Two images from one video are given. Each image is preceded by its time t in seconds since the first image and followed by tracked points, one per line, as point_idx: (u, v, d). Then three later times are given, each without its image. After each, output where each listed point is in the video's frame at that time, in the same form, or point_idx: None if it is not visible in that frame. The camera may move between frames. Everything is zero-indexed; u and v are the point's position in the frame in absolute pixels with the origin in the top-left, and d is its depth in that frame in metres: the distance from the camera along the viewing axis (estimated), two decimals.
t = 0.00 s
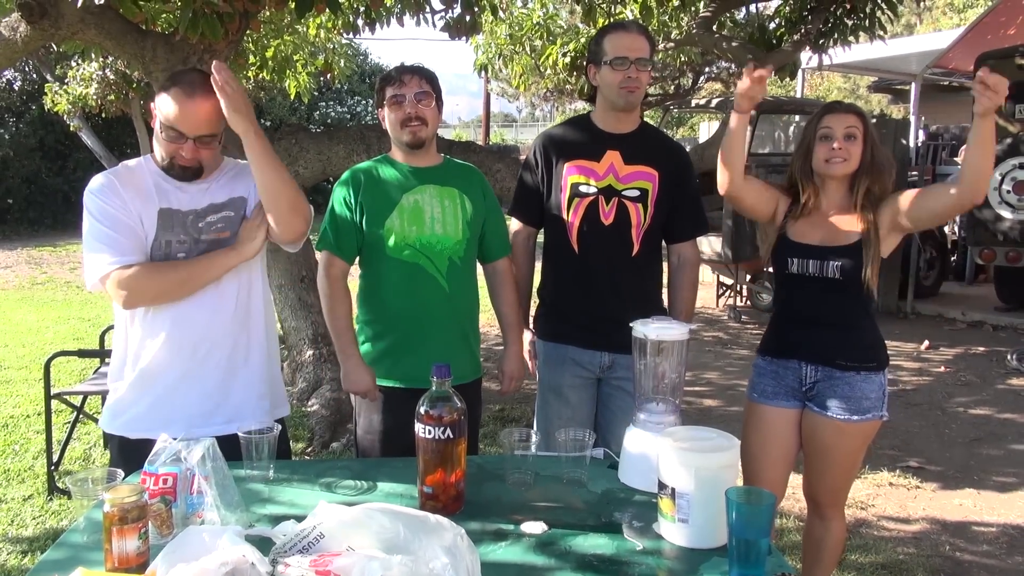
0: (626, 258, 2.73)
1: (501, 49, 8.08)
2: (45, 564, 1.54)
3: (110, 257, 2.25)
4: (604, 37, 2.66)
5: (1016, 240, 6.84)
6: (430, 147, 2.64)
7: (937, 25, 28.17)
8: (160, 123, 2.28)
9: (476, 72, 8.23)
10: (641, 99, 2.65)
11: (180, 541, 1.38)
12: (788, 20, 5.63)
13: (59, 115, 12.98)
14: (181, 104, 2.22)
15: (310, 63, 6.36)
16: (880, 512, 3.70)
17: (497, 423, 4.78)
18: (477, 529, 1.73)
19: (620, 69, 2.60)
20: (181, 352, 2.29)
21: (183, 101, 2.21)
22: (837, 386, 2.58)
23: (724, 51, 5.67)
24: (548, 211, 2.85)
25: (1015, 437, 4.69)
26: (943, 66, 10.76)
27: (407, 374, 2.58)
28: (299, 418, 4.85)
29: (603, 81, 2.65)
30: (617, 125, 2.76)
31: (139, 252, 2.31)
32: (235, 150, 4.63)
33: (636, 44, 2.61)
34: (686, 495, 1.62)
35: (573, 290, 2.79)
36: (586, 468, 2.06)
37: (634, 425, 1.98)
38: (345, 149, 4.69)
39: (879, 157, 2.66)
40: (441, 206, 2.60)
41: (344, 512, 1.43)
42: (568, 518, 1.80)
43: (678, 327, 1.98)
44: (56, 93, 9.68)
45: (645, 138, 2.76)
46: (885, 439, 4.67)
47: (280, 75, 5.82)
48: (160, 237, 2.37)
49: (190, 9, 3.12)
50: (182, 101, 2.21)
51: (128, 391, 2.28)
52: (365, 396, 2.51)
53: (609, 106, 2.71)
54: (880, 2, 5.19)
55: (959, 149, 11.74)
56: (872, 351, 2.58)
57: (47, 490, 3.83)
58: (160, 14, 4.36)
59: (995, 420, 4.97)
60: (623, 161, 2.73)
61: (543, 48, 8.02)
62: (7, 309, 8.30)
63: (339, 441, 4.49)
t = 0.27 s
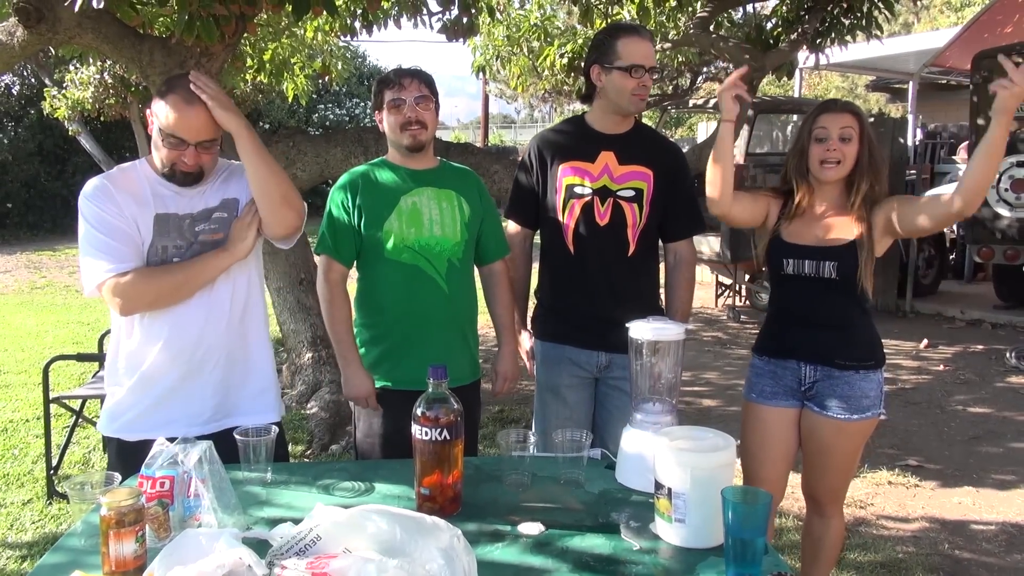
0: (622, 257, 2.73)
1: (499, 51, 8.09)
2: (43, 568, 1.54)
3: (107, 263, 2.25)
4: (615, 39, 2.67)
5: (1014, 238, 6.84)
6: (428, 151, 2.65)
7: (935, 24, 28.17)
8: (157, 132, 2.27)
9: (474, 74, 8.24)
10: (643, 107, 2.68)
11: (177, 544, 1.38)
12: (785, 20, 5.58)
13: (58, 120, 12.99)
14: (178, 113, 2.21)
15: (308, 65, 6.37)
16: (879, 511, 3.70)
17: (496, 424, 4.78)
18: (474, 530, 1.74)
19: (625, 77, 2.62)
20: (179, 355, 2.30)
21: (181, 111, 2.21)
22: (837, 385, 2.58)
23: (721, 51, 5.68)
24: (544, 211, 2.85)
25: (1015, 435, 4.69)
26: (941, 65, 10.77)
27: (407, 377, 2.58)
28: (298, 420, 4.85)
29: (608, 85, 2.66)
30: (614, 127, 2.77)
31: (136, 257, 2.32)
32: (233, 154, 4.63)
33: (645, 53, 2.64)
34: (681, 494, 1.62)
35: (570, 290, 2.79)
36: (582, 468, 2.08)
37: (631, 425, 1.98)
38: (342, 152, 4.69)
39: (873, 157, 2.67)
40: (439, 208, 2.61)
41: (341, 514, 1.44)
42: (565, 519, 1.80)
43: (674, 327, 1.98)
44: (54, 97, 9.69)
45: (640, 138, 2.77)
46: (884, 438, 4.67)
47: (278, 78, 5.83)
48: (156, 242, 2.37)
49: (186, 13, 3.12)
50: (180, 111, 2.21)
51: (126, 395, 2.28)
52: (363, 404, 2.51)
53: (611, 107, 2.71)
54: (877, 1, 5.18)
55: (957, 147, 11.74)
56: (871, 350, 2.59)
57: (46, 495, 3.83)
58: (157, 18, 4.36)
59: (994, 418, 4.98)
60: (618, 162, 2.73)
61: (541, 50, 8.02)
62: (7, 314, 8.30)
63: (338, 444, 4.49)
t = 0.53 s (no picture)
0: (621, 259, 2.73)
1: (496, 53, 8.10)
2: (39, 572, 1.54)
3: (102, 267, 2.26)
4: (611, 41, 2.66)
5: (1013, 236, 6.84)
6: (424, 155, 2.65)
7: (933, 22, 28.18)
8: (153, 125, 2.29)
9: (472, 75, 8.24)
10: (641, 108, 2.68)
11: (175, 547, 1.38)
12: (781, 19, 5.61)
13: (56, 124, 13.00)
14: (171, 99, 2.26)
15: (305, 68, 6.38)
16: (879, 510, 3.70)
17: (495, 426, 4.78)
18: (471, 532, 1.74)
19: (621, 79, 2.62)
20: (175, 361, 2.30)
21: (174, 96, 2.26)
22: (837, 388, 2.60)
23: (719, 51, 5.68)
24: (542, 212, 2.85)
25: (1014, 433, 4.69)
26: (938, 64, 10.78)
27: (404, 381, 2.58)
28: (297, 423, 4.85)
29: (604, 88, 2.66)
30: (610, 128, 2.77)
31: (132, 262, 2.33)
32: (231, 157, 4.63)
33: (640, 53, 2.63)
34: (679, 494, 1.62)
35: (568, 292, 2.79)
36: (580, 469, 2.07)
37: (630, 424, 1.98)
38: (340, 154, 4.69)
39: (869, 158, 2.64)
40: (435, 212, 2.61)
41: (337, 516, 1.44)
42: (562, 520, 1.80)
43: (671, 327, 1.98)
44: (52, 101, 9.70)
45: (637, 139, 2.77)
46: (883, 437, 4.67)
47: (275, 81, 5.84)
48: (152, 248, 2.38)
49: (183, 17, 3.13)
50: (172, 96, 2.25)
51: (123, 402, 2.28)
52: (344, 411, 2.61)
53: (607, 109, 2.71)
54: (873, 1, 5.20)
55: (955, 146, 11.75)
56: (870, 351, 2.61)
57: (45, 499, 3.83)
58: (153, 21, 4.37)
59: (993, 417, 4.98)
60: (616, 163, 2.73)
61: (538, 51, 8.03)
62: (7, 318, 8.31)
63: (337, 446, 4.50)
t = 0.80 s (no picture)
0: (623, 260, 2.73)
1: (495, 54, 8.10)
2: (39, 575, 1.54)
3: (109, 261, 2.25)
4: (604, 41, 2.66)
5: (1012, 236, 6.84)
6: (424, 157, 2.64)
7: (932, 22, 28.20)
8: (156, 122, 2.31)
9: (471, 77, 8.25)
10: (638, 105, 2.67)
11: (175, 549, 1.38)
12: (781, 19, 5.60)
13: (55, 126, 13.00)
14: (171, 93, 2.31)
15: (305, 70, 6.38)
16: (880, 510, 3.70)
17: (496, 427, 4.78)
18: (472, 533, 1.73)
19: (618, 77, 2.61)
20: (176, 364, 2.29)
21: (174, 89, 2.31)
22: (844, 390, 2.57)
23: (718, 52, 5.68)
24: (543, 213, 2.85)
25: (1015, 432, 4.68)
26: (938, 63, 10.78)
27: (405, 384, 2.58)
28: (298, 425, 4.84)
29: (599, 86, 2.66)
30: (611, 129, 2.76)
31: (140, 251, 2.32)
32: (230, 159, 4.63)
33: (636, 51, 2.63)
34: (679, 495, 1.62)
35: (569, 294, 2.79)
36: (581, 470, 2.07)
37: (629, 426, 1.97)
38: (339, 156, 4.69)
39: (870, 156, 2.64)
40: (434, 215, 2.61)
41: (338, 517, 1.44)
42: (563, 521, 1.79)
43: (671, 328, 1.98)
44: (51, 103, 9.70)
45: (638, 140, 2.76)
46: (884, 437, 4.67)
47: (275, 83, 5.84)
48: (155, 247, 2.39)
49: (182, 19, 3.13)
50: (173, 89, 2.30)
51: (124, 405, 2.28)
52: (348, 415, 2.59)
53: (603, 109, 2.72)
54: (872, 0, 5.19)
55: (955, 145, 11.75)
56: (876, 353, 2.59)
57: (45, 502, 3.82)
58: (152, 23, 4.36)
59: (994, 416, 4.97)
60: (617, 164, 2.73)
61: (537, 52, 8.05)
62: (6, 320, 8.31)
63: (338, 448, 4.50)
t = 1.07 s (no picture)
0: (629, 260, 2.72)
1: (496, 53, 8.09)
2: None
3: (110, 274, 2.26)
4: (593, 39, 2.65)
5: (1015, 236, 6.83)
6: (430, 157, 2.64)
7: (933, 22, 28.19)
8: (158, 129, 2.29)
9: (473, 76, 8.24)
10: (630, 98, 2.66)
11: (179, 551, 1.36)
12: (782, 19, 5.62)
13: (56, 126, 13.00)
14: (175, 103, 2.25)
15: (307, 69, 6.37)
16: (884, 511, 3.69)
17: (498, 428, 4.77)
18: (478, 535, 1.72)
19: (602, 70, 2.63)
20: (178, 368, 2.28)
21: (178, 100, 2.24)
22: (853, 397, 2.56)
23: (720, 52, 5.67)
24: (550, 212, 2.85)
25: (1018, 433, 4.67)
26: (940, 63, 10.77)
27: (409, 385, 2.57)
28: (300, 425, 4.84)
29: (590, 82, 2.67)
30: (616, 127, 2.74)
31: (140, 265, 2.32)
32: (232, 158, 4.62)
33: (626, 44, 2.60)
34: (687, 497, 1.61)
35: (575, 294, 2.78)
36: (586, 471, 2.05)
37: (634, 429, 1.96)
38: (341, 155, 4.68)
39: (875, 162, 2.62)
40: (438, 215, 2.60)
41: (343, 519, 1.42)
42: (568, 522, 1.78)
43: (677, 327, 1.96)
44: (52, 102, 9.69)
45: (645, 139, 2.75)
46: (887, 437, 4.66)
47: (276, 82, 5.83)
48: (158, 246, 2.38)
49: (184, 18, 3.11)
50: (177, 101, 2.24)
51: (126, 405, 2.28)
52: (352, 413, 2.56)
53: (600, 108, 2.71)
54: None
55: (956, 145, 11.74)
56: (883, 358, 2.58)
57: (47, 501, 3.82)
58: (154, 22, 4.36)
59: (997, 417, 4.96)
60: (624, 164, 2.72)
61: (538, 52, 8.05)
62: (7, 320, 8.30)
63: (340, 448, 4.49)
